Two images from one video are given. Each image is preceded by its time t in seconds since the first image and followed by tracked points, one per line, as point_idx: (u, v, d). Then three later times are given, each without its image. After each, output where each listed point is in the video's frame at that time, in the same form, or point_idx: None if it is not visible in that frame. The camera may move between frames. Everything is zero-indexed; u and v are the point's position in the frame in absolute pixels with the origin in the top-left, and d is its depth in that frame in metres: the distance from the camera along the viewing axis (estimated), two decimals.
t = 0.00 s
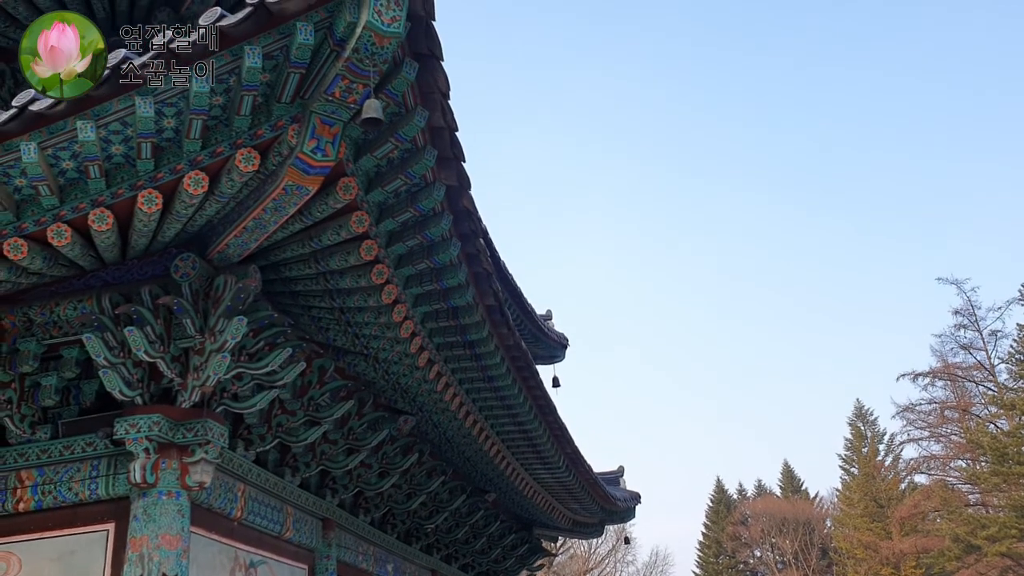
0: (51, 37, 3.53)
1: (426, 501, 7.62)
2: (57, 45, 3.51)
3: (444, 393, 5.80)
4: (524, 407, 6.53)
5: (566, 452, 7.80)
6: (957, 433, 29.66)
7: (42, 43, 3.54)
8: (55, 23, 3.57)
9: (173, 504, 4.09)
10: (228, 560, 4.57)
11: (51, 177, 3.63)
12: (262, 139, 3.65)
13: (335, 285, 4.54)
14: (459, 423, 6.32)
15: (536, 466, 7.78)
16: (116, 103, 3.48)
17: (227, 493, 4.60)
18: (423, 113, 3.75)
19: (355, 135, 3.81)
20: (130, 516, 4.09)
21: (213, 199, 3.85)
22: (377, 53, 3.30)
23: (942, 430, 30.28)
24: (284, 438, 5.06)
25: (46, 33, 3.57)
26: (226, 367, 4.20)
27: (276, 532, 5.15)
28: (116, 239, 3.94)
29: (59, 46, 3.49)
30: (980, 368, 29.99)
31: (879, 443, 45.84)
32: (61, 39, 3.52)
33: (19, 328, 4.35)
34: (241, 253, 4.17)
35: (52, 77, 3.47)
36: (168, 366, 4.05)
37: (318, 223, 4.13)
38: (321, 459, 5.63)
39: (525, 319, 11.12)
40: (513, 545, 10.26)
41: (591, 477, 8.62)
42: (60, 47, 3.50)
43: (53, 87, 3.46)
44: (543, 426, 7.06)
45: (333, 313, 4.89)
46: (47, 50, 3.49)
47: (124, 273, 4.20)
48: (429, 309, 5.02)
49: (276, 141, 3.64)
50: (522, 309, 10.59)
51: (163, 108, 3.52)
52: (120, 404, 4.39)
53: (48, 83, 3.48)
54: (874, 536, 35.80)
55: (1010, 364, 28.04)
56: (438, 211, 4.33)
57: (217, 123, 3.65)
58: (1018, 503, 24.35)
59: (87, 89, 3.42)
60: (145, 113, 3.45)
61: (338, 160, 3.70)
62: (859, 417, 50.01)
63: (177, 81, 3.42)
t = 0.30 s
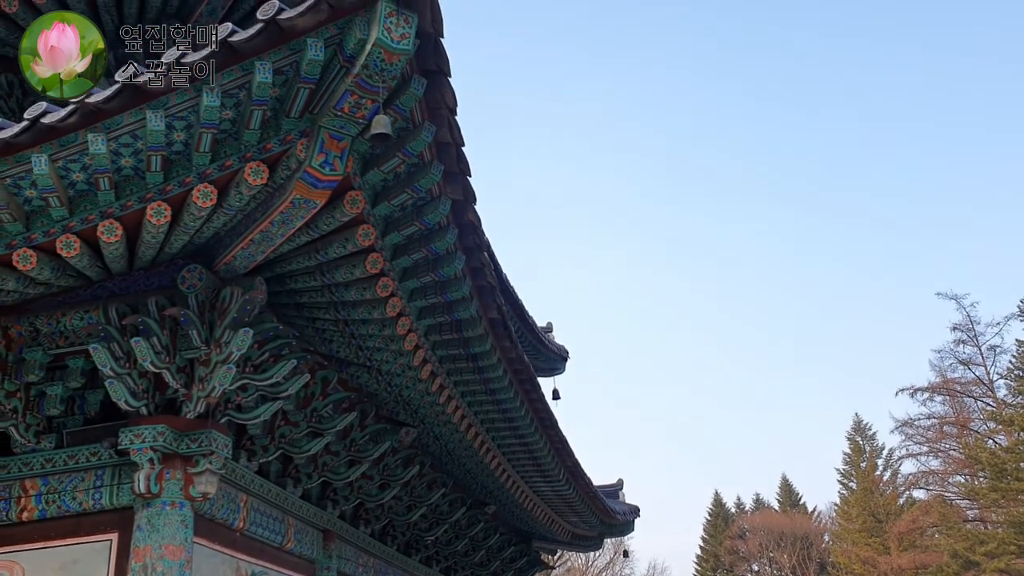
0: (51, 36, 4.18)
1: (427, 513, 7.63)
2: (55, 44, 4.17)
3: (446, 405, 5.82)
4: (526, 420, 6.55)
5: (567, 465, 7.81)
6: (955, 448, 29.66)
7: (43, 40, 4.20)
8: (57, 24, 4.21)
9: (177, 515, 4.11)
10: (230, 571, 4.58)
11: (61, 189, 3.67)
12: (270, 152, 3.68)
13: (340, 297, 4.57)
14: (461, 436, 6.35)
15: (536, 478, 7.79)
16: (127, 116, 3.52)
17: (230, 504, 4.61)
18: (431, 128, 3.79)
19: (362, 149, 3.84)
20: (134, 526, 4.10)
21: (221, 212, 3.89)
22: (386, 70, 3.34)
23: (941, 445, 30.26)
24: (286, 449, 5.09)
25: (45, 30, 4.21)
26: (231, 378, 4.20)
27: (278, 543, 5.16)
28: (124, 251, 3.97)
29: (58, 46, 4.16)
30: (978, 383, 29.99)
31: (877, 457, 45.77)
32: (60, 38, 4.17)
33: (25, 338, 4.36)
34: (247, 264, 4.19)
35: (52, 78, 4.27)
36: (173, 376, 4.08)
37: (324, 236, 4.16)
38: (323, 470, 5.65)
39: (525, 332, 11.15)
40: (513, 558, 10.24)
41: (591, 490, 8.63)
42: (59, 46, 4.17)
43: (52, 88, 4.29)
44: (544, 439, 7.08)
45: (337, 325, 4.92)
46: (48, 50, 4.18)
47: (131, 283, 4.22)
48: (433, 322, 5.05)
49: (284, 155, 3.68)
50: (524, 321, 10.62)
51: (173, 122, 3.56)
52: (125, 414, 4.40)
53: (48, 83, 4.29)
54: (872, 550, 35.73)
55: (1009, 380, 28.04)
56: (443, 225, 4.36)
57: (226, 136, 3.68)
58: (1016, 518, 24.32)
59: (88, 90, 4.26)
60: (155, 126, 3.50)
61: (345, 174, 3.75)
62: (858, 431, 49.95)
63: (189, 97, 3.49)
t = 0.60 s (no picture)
0: (51, 37, 5.04)
1: (426, 523, 7.64)
2: (56, 45, 5.04)
3: (446, 415, 5.84)
4: (526, 430, 6.57)
5: (566, 476, 7.83)
6: (953, 461, 29.69)
7: (43, 42, 5.05)
8: (58, 32, 5.12)
9: (179, 523, 4.12)
10: None
11: (69, 199, 3.70)
12: (277, 165, 3.72)
13: (344, 307, 4.60)
14: (461, 446, 6.37)
15: (535, 489, 7.81)
16: (135, 128, 3.55)
17: (231, 512, 4.63)
18: (436, 141, 3.83)
19: (368, 162, 3.88)
20: (136, 534, 4.12)
21: (227, 223, 3.92)
22: (392, 84, 3.38)
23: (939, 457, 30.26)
24: (287, 458, 5.11)
25: (48, 34, 5.06)
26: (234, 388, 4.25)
27: (278, 552, 5.17)
28: (130, 261, 4.00)
29: (59, 47, 5.02)
30: (976, 396, 30.01)
31: (875, 469, 45.75)
32: (61, 39, 5.04)
33: (29, 345, 4.38)
34: (252, 274, 4.22)
35: (50, 77, 5.29)
36: (177, 385, 4.09)
37: (329, 247, 4.19)
38: (324, 479, 5.66)
39: (526, 343, 11.18)
40: (511, 568, 10.23)
41: (589, 500, 8.65)
42: (59, 47, 5.04)
43: (54, 87, 5.39)
44: (544, 449, 7.10)
45: (340, 335, 4.94)
46: (49, 50, 5.04)
47: (136, 292, 4.25)
48: (435, 332, 5.08)
49: (291, 167, 3.72)
50: (524, 332, 10.64)
51: (182, 133, 3.59)
52: (128, 422, 4.43)
53: (48, 82, 5.34)
54: (870, 563, 35.70)
55: (1007, 393, 28.06)
56: (447, 237, 4.39)
57: (234, 148, 3.73)
58: (1013, 532, 24.32)
59: (86, 88, 5.46)
60: (163, 137, 3.53)
61: (351, 186, 3.79)
62: (857, 444, 49.94)
63: (197, 109, 3.53)
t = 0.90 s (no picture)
0: (52, 37, 5.29)
1: (424, 530, 7.66)
2: (55, 45, 5.28)
3: (446, 423, 5.87)
4: (525, 439, 6.60)
5: (564, 484, 7.86)
6: (949, 471, 29.72)
7: (42, 42, 5.28)
8: (58, 31, 5.32)
9: (179, 529, 4.13)
10: None
11: (74, 206, 3.73)
12: (281, 174, 3.75)
13: (345, 315, 4.63)
14: (460, 454, 6.39)
15: (533, 497, 7.82)
16: (141, 136, 3.58)
17: (231, 518, 4.65)
18: (439, 151, 3.87)
19: (372, 172, 3.92)
20: (136, 539, 4.13)
21: (230, 231, 3.95)
22: (397, 95, 3.42)
23: (935, 468, 30.30)
24: (286, 465, 5.11)
25: (48, 33, 5.30)
26: (236, 394, 4.26)
27: (277, 558, 5.18)
28: (133, 268, 4.03)
29: (59, 47, 5.28)
30: (973, 407, 30.07)
31: (871, 479, 45.76)
32: (61, 39, 5.29)
33: (32, 351, 4.40)
34: (254, 282, 4.25)
35: (51, 76, 5.41)
36: (179, 392, 4.11)
37: (331, 256, 4.23)
38: (323, 486, 5.67)
39: (525, 351, 11.20)
40: None
41: (587, 509, 8.67)
42: (59, 47, 5.28)
43: (53, 86, 5.50)
44: (542, 458, 7.12)
45: (341, 343, 4.97)
46: (49, 50, 5.28)
47: (139, 298, 4.28)
48: (435, 341, 5.11)
49: (295, 176, 3.75)
50: (524, 340, 10.67)
51: (187, 141, 3.62)
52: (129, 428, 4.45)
53: (48, 82, 5.47)
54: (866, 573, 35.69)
55: (1004, 405, 28.13)
56: (449, 246, 4.43)
57: (239, 157, 3.75)
58: (1008, 543, 24.35)
59: (86, 88, 5.59)
60: (169, 146, 3.56)
61: (354, 196, 3.83)
62: (853, 453, 49.96)
63: (203, 118, 3.55)
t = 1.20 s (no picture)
0: (51, 37, 5.39)
1: (420, 536, 7.67)
2: (56, 44, 5.41)
3: (444, 430, 5.89)
4: (522, 446, 6.62)
5: (560, 492, 7.88)
6: (944, 482, 29.77)
7: (42, 42, 5.40)
8: (57, 30, 5.40)
9: (178, 533, 4.15)
10: None
11: (78, 211, 3.76)
12: (284, 181, 3.79)
13: (345, 321, 4.66)
14: (457, 460, 6.41)
15: (529, 504, 7.84)
16: (146, 143, 3.61)
17: (229, 523, 4.67)
18: (440, 160, 3.89)
19: (374, 181, 3.95)
20: (135, 543, 4.15)
21: (233, 237, 3.98)
22: (400, 105, 3.45)
23: (931, 478, 30.33)
24: (285, 469, 5.15)
25: (46, 32, 5.40)
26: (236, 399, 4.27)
27: (274, 563, 5.20)
28: (135, 272, 4.06)
29: (59, 47, 5.40)
30: (969, 417, 30.11)
31: (867, 488, 45.76)
32: (61, 38, 5.40)
33: (34, 354, 4.42)
34: (255, 288, 4.27)
35: (51, 76, 5.51)
36: (180, 396, 4.13)
37: (332, 262, 4.26)
38: (320, 491, 5.69)
39: (523, 358, 11.22)
40: None
41: (583, 516, 8.69)
42: (59, 46, 5.40)
43: (53, 86, 5.56)
44: (539, 465, 7.14)
45: (340, 349, 5.00)
46: (49, 50, 5.40)
47: (140, 303, 4.30)
48: (434, 348, 5.14)
49: (297, 184, 3.79)
50: (522, 348, 10.68)
51: (191, 148, 3.65)
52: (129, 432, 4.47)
53: (47, 82, 5.56)
54: None
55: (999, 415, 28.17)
56: (449, 254, 4.46)
57: (242, 164, 3.79)
58: (1002, 554, 24.29)
59: (86, 88, 5.63)
60: (173, 152, 3.58)
61: (356, 204, 3.86)
62: (849, 462, 49.99)
63: (207, 125, 3.58)
